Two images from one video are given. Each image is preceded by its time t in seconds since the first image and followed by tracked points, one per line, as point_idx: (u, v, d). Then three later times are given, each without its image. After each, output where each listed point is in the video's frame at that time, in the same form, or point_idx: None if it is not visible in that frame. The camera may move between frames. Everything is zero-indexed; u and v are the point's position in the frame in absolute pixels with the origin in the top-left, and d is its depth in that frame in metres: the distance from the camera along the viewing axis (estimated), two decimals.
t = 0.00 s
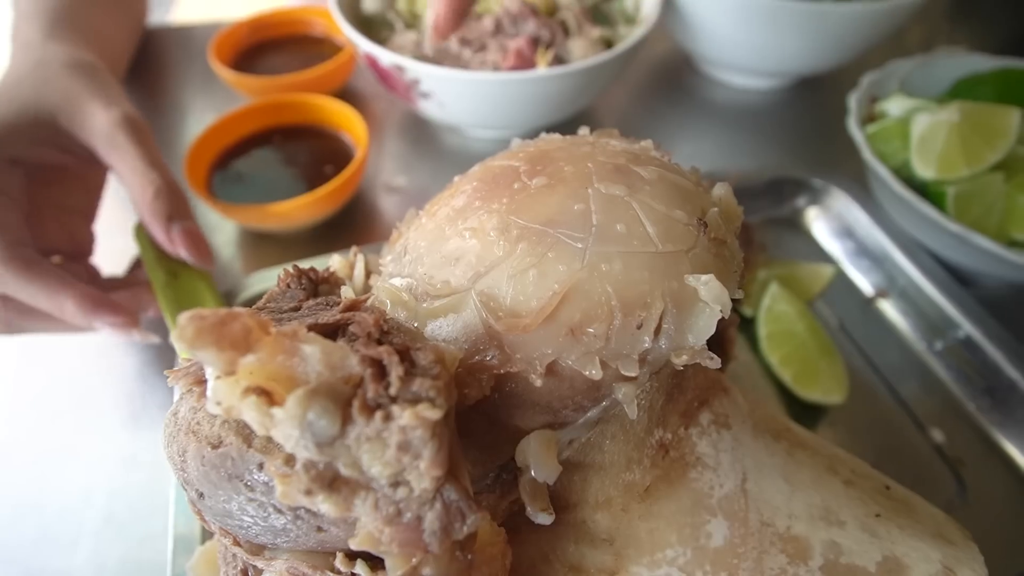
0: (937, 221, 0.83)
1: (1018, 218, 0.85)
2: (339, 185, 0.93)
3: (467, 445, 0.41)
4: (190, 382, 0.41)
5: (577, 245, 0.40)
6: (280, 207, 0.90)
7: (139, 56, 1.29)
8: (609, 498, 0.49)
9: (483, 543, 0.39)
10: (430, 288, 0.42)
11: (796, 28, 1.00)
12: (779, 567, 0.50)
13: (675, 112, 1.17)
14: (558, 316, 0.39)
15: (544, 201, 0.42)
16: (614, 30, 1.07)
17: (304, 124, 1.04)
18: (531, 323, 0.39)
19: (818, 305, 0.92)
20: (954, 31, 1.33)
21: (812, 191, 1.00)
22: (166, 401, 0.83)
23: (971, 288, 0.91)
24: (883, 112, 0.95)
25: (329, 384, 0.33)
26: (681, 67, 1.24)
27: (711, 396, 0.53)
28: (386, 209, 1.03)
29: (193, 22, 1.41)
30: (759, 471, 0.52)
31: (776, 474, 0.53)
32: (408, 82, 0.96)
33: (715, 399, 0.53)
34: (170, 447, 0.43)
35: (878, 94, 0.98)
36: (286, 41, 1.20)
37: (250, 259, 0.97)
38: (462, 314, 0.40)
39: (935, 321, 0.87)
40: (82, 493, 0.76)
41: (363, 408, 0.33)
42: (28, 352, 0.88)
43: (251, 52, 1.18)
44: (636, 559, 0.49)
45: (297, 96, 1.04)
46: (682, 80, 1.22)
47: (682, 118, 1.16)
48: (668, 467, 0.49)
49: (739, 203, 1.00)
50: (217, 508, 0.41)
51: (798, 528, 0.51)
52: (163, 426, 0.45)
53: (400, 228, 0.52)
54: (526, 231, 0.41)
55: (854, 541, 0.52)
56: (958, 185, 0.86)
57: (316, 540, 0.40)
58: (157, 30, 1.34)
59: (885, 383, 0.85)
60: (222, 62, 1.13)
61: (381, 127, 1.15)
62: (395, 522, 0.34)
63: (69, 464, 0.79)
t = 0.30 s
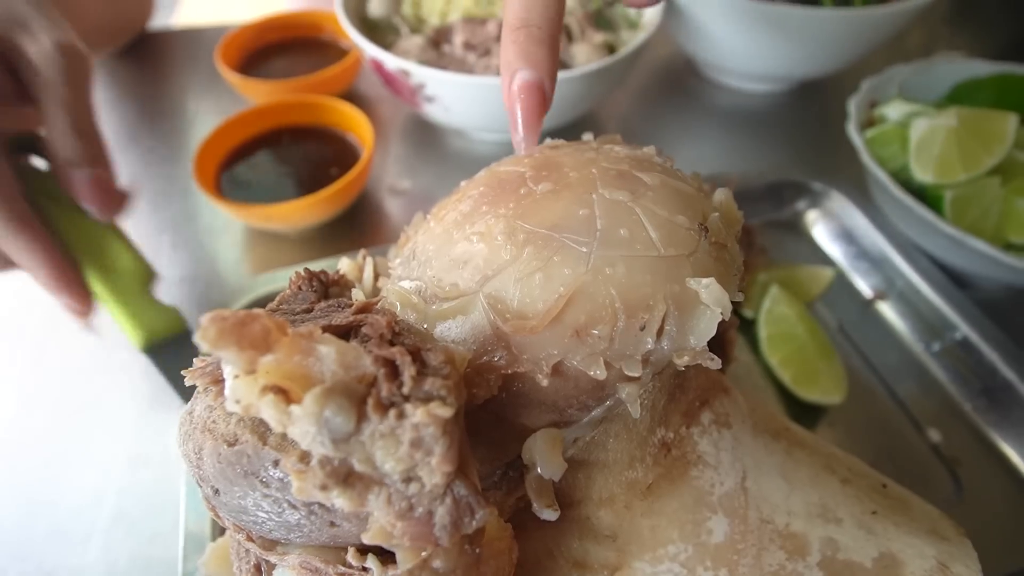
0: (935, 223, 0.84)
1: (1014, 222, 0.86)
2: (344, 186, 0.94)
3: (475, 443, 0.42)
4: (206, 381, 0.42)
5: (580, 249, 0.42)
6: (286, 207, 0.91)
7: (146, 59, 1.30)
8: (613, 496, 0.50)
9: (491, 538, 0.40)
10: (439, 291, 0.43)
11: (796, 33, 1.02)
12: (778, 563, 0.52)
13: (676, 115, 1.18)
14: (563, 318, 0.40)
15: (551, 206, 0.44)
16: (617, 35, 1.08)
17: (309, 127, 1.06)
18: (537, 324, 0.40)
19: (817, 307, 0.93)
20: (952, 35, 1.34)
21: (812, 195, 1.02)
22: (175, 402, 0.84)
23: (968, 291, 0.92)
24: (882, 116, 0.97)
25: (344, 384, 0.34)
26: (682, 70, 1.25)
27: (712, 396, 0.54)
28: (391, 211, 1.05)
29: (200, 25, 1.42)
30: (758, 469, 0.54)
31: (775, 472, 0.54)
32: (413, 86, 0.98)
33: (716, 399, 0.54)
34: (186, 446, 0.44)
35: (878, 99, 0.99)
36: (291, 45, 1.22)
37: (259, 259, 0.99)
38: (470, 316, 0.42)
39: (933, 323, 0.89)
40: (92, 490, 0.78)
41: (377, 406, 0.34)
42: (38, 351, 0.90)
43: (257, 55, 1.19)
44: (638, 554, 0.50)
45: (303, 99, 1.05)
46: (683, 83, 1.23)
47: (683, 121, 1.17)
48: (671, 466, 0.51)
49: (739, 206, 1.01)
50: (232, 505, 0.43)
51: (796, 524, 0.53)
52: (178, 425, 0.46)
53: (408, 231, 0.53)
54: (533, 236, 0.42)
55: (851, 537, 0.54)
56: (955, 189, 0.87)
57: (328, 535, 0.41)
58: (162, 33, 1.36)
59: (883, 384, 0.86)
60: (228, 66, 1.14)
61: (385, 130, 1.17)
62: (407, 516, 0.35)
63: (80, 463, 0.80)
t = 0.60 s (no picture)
0: (930, 217, 0.85)
1: (1010, 215, 0.87)
2: (345, 180, 0.95)
3: (475, 425, 0.43)
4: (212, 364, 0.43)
5: (579, 235, 0.42)
6: (287, 200, 0.92)
7: (148, 56, 1.32)
8: (610, 479, 0.51)
9: (491, 518, 0.41)
10: (440, 277, 0.44)
11: (793, 29, 1.03)
12: (774, 547, 0.52)
13: (675, 111, 1.19)
14: (562, 303, 0.41)
15: (550, 194, 0.44)
16: (616, 30, 1.09)
17: (311, 121, 1.07)
18: (536, 309, 0.41)
19: (814, 300, 0.94)
20: (950, 32, 1.35)
21: (810, 190, 1.02)
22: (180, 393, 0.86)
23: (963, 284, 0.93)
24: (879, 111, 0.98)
25: (348, 364, 0.35)
26: (681, 66, 1.26)
27: (709, 383, 0.55)
28: (392, 205, 1.05)
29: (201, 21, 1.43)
30: (754, 455, 0.54)
31: (771, 459, 0.55)
32: (414, 81, 0.98)
33: (712, 386, 0.55)
34: (192, 429, 0.45)
35: (875, 94, 1.00)
36: (292, 40, 1.23)
37: (263, 252, 1.01)
38: (471, 301, 0.42)
39: (929, 315, 0.89)
40: (97, 479, 0.79)
41: (380, 386, 0.35)
42: (47, 345, 0.93)
43: (259, 51, 1.20)
44: (636, 538, 0.51)
45: (305, 95, 1.07)
46: (682, 79, 1.24)
47: (682, 117, 1.18)
48: (667, 451, 0.52)
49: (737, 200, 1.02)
50: (237, 486, 0.43)
51: (791, 510, 0.54)
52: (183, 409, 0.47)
53: (409, 221, 0.54)
54: (532, 223, 0.43)
55: (845, 523, 0.55)
56: (951, 183, 0.88)
57: (331, 514, 0.42)
58: (164, 29, 1.36)
59: (879, 376, 0.87)
60: (231, 62, 1.15)
61: (386, 125, 1.17)
62: (409, 494, 0.36)
63: (86, 453, 0.82)
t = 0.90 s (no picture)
0: (926, 213, 0.86)
1: (1004, 212, 0.88)
2: (347, 175, 0.96)
3: (476, 412, 0.44)
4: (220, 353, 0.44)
5: (577, 227, 0.44)
6: (289, 195, 0.93)
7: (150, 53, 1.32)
8: (608, 468, 0.52)
9: (491, 501, 0.42)
10: (442, 268, 0.45)
11: (792, 27, 1.03)
12: (768, 535, 0.54)
13: (675, 108, 1.20)
14: (561, 292, 0.42)
15: (549, 187, 0.45)
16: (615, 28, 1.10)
17: (313, 118, 1.07)
18: (535, 298, 0.42)
19: (811, 295, 0.95)
20: (949, 30, 1.36)
21: (808, 186, 1.03)
22: (185, 386, 0.87)
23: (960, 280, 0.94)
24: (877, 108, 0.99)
25: (353, 350, 0.36)
26: (680, 64, 1.27)
27: (706, 374, 0.56)
28: (394, 201, 1.06)
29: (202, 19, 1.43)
30: (749, 445, 0.55)
31: (766, 449, 0.56)
32: (415, 78, 0.99)
33: (709, 376, 0.56)
34: (199, 417, 0.46)
35: (872, 91, 1.01)
36: (294, 37, 1.23)
37: (266, 247, 1.02)
38: (473, 292, 0.43)
39: (925, 310, 0.90)
40: (103, 470, 0.81)
41: (384, 371, 0.36)
42: (52, 339, 0.94)
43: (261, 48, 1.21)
44: (633, 527, 0.53)
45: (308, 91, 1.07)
46: (681, 77, 1.25)
47: (682, 114, 1.19)
48: (664, 441, 0.52)
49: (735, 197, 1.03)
50: (244, 472, 0.45)
51: (786, 498, 0.55)
52: (191, 398, 0.49)
53: (411, 215, 0.55)
54: (532, 215, 0.44)
55: (839, 511, 0.56)
56: (947, 179, 0.89)
57: (336, 499, 0.43)
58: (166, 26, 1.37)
59: (875, 371, 0.88)
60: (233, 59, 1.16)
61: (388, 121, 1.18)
62: (413, 477, 0.37)
63: (92, 444, 0.83)
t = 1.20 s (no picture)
0: (914, 216, 0.87)
1: (990, 216, 0.90)
2: (346, 178, 0.98)
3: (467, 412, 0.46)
4: (220, 354, 0.46)
5: (565, 232, 0.45)
6: (288, 197, 0.94)
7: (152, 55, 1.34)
8: (598, 466, 0.53)
9: (482, 498, 0.43)
10: (435, 273, 0.47)
11: (784, 33, 1.05)
12: (753, 531, 0.56)
13: (670, 112, 1.21)
14: (550, 296, 0.44)
15: (540, 194, 0.47)
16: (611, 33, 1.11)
17: (313, 120, 1.09)
18: (525, 301, 0.44)
19: (802, 296, 0.97)
20: (943, 35, 1.37)
21: (800, 189, 1.04)
22: (186, 388, 0.89)
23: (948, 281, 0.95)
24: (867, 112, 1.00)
25: (348, 352, 0.38)
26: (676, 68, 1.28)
27: (693, 374, 0.57)
28: (391, 203, 1.08)
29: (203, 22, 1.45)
30: (736, 444, 0.57)
31: (752, 448, 0.58)
32: (412, 82, 1.01)
33: (697, 377, 0.57)
34: (200, 417, 0.48)
35: (863, 95, 1.02)
36: (293, 42, 1.25)
37: (266, 248, 1.04)
38: (465, 297, 0.45)
39: (913, 311, 0.92)
40: (105, 468, 0.82)
41: (378, 372, 0.38)
42: (54, 340, 0.95)
43: (260, 52, 1.23)
44: (622, 523, 0.55)
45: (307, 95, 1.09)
46: (676, 80, 1.26)
47: (677, 118, 1.20)
48: (652, 440, 0.54)
49: (728, 200, 1.04)
50: (242, 470, 0.46)
51: (771, 495, 0.56)
52: (191, 398, 0.50)
53: (406, 220, 0.56)
54: (522, 222, 0.46)
55: (822, 507, 0.57)
56: (934, 183, 0.91)
57: (332, 496, 0.45)
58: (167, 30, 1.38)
59: (864, 370, 0.90)
60: (234, 63, 1.18)
61: (387, 124, 1.20)
62: (405, 474, 0.39)
63: (94, 443, 0.84)
